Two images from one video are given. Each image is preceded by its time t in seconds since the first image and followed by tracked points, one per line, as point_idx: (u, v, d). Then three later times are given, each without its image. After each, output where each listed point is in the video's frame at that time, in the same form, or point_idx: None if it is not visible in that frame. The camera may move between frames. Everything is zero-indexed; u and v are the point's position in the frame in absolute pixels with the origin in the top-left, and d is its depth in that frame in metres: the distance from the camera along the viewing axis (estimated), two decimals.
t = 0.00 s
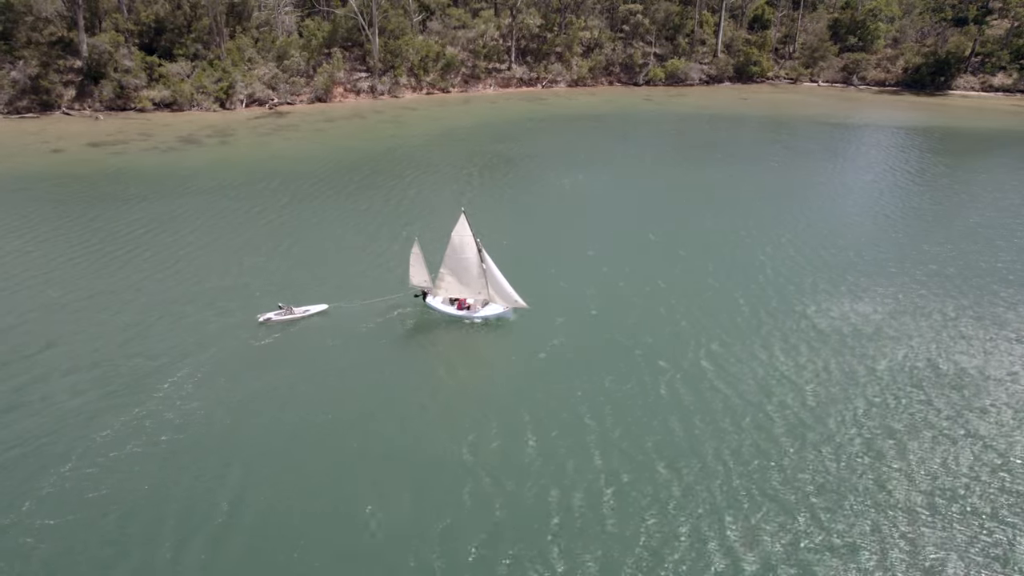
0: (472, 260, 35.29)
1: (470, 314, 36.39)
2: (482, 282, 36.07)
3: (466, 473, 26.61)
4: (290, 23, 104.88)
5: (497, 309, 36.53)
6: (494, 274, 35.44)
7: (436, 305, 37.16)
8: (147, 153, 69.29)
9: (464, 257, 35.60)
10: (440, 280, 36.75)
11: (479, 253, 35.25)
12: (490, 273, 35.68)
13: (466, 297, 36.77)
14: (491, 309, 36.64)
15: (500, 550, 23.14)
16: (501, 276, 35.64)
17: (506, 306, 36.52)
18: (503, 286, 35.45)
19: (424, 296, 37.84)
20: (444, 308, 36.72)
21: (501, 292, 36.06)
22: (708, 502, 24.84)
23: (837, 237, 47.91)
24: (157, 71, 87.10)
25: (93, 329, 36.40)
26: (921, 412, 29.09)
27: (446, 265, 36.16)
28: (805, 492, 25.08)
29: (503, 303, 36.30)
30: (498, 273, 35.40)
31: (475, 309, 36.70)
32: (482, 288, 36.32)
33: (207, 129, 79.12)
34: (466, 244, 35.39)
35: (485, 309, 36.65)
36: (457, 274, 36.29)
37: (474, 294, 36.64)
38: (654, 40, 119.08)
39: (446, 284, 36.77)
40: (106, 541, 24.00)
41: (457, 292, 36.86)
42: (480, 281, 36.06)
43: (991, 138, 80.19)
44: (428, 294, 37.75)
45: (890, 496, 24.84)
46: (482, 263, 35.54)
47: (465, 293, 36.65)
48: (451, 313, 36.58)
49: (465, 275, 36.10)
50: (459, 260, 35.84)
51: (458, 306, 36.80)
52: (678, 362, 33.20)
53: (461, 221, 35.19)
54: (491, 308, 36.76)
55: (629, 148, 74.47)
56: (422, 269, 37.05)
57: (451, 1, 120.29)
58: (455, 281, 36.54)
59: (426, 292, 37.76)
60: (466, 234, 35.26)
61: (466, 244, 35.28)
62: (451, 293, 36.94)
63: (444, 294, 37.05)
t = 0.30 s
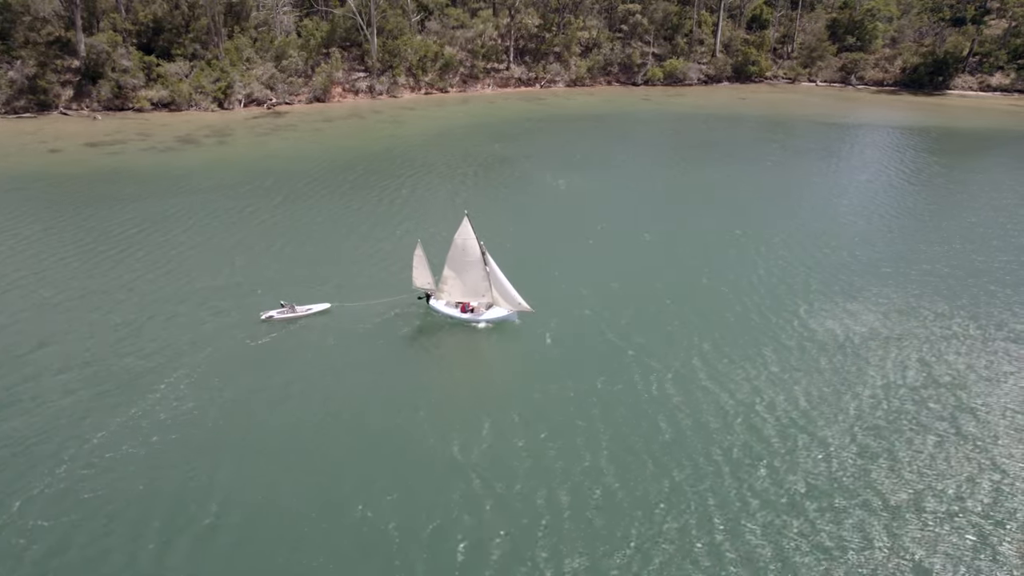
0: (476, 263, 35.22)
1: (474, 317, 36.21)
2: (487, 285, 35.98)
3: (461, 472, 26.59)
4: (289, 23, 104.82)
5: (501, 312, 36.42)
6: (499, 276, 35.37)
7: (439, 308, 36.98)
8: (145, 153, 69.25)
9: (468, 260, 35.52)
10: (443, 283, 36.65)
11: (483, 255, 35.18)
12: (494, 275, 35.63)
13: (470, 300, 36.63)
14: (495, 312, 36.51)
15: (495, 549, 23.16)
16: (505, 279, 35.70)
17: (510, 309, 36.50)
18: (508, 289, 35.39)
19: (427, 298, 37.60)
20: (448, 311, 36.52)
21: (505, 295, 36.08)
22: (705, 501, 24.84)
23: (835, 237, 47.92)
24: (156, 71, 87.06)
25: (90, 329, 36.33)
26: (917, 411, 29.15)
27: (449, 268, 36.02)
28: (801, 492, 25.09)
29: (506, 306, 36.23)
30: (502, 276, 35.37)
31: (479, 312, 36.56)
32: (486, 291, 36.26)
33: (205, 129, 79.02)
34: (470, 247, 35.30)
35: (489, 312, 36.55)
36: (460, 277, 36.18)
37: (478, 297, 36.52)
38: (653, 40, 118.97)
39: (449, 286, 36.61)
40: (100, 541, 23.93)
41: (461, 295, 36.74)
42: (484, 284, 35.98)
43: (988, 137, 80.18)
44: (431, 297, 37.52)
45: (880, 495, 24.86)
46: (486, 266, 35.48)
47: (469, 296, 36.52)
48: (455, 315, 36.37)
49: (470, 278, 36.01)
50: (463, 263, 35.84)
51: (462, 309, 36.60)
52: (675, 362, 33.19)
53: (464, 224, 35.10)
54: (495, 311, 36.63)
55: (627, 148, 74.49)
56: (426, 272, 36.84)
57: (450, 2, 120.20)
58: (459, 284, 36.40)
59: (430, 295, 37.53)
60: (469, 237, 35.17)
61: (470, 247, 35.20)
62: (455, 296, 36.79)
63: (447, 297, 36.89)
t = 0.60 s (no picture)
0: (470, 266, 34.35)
1: (469, 321, 35.77)
2: (481, 289, 35.05)
3: (449, 474, 26.60)
4: (275, 23, 104.30)
5: (496, 316, 35.76)
6: (493, 281, 34.45)
7: (434, 312, 36.63)
8: (129, 154, 68.74)
9: (462, 265, 34.93)
10: (437, 287, 36.30)
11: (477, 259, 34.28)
12: (489, 280, 34.63)
13: (465, 305, 35.85)
14: (489, 316, 35.80)
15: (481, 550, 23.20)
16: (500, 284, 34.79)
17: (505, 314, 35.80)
18: (503, 294, 34.58)
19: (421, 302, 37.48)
20: (443, 315, 36.17)
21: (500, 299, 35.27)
22: (692, 501, 24.93)
23: (821, 236, 48.22)
24: (140, 71, 86.39)
25: (73, 333, 36.01)
26: (899, 408, 29.45)
27: (444, 272, 35.54)
28: (788, 490, 25.28)
29: (502, 311, 35.48)
30: (497, 281, 34.46)
31: (474, 316, 36.02)
32: (481, 296, 35.30)
33: (191, 131, 78.48)
34: (464, 251, 34.75)
35: (484, 316, 35.97)
36: (455, 282, 35.61)
37: (472, 302, 35.67)
38: (640, 40, 119.27)
39: (444, 291, 36.10)
40: (83, 547, 23.75)
41: (455, 299, 36.09)
42: (478, 288, 35.06)
43: (970, 136, 80.97)
44: (426, 301, 37.30)
45: (858, 492, 25.06)
46: (480, 271, 34.59)
47: (464, 301, 35.72)
48: (449, 320, 36.04)
49: (464, 283, 35.26)
50: (456, 267, 35.25)
51: (456, 313, 36.26)
52: (663, 362, 33.30)
53: (458, 228, 34.55)
54: (490, 315, 35.94)
55: (615, 147, 74.82)
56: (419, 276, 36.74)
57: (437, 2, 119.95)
58: (453, 288, 35.80)
59: (424, 299, 37.35)
60: (463, 241, 34.62)
61: (463, 251, 34.63)
62: (449, 300, 36.31)
63: (442, 302, 36.52)
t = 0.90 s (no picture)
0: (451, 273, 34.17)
1: (451, 327, 35.41)
2: (463, 294, 34.99)
3: (425, 477, 26.56)
4: (243, 24, 102.90)
5: (479, 320, 35.63)
6: (474, 286, 34.56)
7: (416, 318, 36.03)
8: (94, 158, 67.38)
9: (443, 272, 34.35)
10: (417, 295, 35.20)
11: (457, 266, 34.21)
12: (471, 285, 34.68)
13: (447, 310, 35.60)
14: (472, 321, 35.72)
15: (457, 553, 23.20)
16: (481, 288, 34.87)
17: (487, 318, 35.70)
18: (484, 298, 34.68)
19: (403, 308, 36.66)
20: (425, 321, 35.68)
21: (482, 303, 35.23)
22: (665, 499, 25.18)
23: (786, 233, 48.94)
24: (103, 73, 84.72)
25: (37, 342, 35.25)
26: (866, 401, 30.07)
27: (425, 280, 34.59)
28: (759, 485, 25.67)
29: (484, 315, 35.43)
30: (478, 286, 34.61)
31: (456, 321, 35.73)
32: (463, 301, 35.24)
33: (158, 134, 77.07)
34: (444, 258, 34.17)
35: (467, 321, 35.73)
36: (436, 289, 34.87)
37: (454, 307, 35.51)
38: (610, 40, 120.00)
39: (425, 298, 35.22)
40: (49, 561, 23.31)
41: (436, 306, 35.63)
42: (460, 294, 34.96)
43: (931, 133, 83.09)
44: (406, 306, 36.48)
45: (823, 484, 25.62)
46: (461, 276, 34.49)
47: (446, 306, 35.47)
48: (431, 325, 35.57)
49: (446, 289, 34.86)
50: (436, 275, 34.50)
51: (438, 319, 35.77)
52: (637, 360, 33.60)
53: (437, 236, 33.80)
54: (473, 320, 35.83)
55: (587, 147, 75.26)
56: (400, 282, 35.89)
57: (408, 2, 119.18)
58: (435, 294, 35.10)
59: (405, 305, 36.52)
60: (443, 248, 34.06)
61: (443, 259, 34.02)
62: (429, 307, 35.67)
63: (422, 308, 35.73)
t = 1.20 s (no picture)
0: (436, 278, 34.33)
1: (439, 331, 35.30)
2: (448, 298, 35.15)
3: (404, 480, 26.56)
4: (213, 24, 101.56)
5: (466, 324, 35.53)
6: (461, 290, 34.66)
7: (403, 324, 35.56)
8: (61, 161, 66.13)
9: (428, 277, 34.44)
10: (403, 302, 35.19)
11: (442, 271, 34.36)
12: (456, 289, 34.84)
13: (433, 315, 35.65)
14: (459, 324, 35.68)
15: (437, 554, 23.25)
16: (467, 291, 34.96)
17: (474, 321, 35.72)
18: (471, 302, 34.62)
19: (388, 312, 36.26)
20: (413, 326, 35.34)
21: (468, 307, 35.27)
22: (644, 496, 25.47)
23: (758, 231, 49.56)
24: (68, 75, 83.13)
25: (7, 351, 34.53)
26: (839, 395, 30.69)
27: (409, 285, 34.69)
28: (735, 479, 26.08)
29: (471, 319, 35.35)
30: (465, 290, 34.67)
31: (443, 325, 35.60)
32: (449, 305, 35.35)
33: (127, 136, 75.85)
34: (428, 262, 34.24)
35: (454, 325, 35.62)
36: (422, 294, 35.00)
37: (440, 312, 35.64)
38: (584, 39, 120.45)
39: (411, 303, 35.24)
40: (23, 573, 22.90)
41: (423, 312, 35.63)
42: (446, 298, 35.19)
43: (898, 131, 84.83)
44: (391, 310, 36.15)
45: (797, 477, 26.12)
46: (446, 281, 34.62)
47: (432, 311, 35.54)
48: (419, 331, 35.29)
49: (431, 294, 35.03)
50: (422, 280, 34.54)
51: (425, 324, 35.57)
52: (614, 358, 33.92)
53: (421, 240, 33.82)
54: (460, 323, 35.75)
55: (563, 146, 75.59)
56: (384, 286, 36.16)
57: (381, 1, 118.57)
58: (421, 299, 35.19)
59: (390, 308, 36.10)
60: (427, 253, 34.03)
61: (428, 263, 34.18)
62: (415, 313, 35.59)
63: (408, 315, 35.54)
